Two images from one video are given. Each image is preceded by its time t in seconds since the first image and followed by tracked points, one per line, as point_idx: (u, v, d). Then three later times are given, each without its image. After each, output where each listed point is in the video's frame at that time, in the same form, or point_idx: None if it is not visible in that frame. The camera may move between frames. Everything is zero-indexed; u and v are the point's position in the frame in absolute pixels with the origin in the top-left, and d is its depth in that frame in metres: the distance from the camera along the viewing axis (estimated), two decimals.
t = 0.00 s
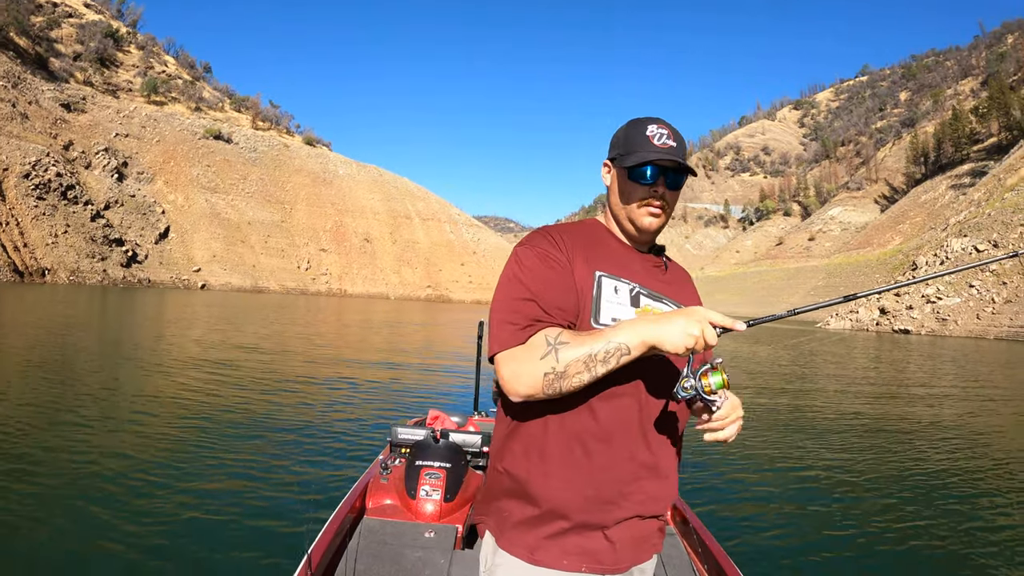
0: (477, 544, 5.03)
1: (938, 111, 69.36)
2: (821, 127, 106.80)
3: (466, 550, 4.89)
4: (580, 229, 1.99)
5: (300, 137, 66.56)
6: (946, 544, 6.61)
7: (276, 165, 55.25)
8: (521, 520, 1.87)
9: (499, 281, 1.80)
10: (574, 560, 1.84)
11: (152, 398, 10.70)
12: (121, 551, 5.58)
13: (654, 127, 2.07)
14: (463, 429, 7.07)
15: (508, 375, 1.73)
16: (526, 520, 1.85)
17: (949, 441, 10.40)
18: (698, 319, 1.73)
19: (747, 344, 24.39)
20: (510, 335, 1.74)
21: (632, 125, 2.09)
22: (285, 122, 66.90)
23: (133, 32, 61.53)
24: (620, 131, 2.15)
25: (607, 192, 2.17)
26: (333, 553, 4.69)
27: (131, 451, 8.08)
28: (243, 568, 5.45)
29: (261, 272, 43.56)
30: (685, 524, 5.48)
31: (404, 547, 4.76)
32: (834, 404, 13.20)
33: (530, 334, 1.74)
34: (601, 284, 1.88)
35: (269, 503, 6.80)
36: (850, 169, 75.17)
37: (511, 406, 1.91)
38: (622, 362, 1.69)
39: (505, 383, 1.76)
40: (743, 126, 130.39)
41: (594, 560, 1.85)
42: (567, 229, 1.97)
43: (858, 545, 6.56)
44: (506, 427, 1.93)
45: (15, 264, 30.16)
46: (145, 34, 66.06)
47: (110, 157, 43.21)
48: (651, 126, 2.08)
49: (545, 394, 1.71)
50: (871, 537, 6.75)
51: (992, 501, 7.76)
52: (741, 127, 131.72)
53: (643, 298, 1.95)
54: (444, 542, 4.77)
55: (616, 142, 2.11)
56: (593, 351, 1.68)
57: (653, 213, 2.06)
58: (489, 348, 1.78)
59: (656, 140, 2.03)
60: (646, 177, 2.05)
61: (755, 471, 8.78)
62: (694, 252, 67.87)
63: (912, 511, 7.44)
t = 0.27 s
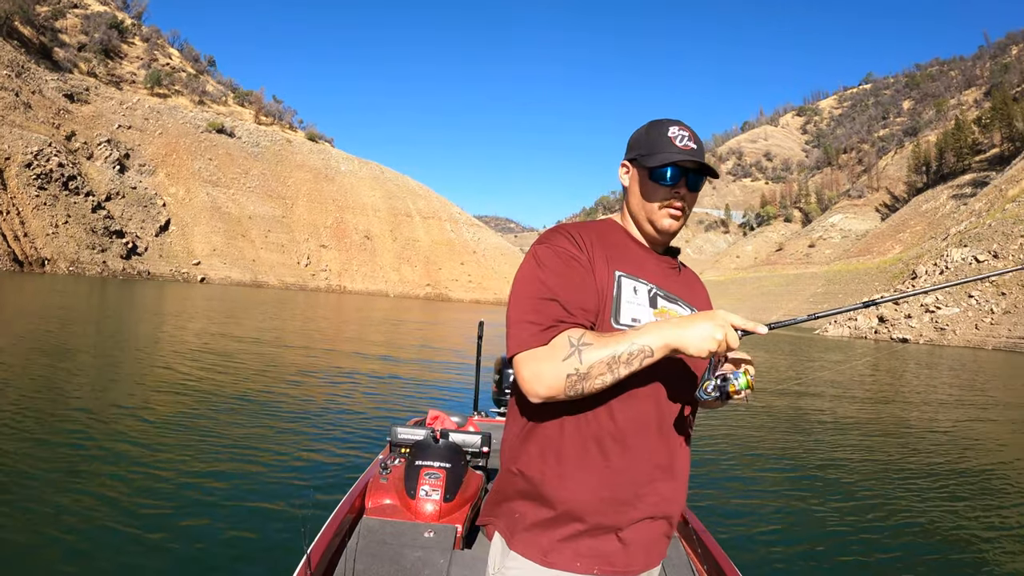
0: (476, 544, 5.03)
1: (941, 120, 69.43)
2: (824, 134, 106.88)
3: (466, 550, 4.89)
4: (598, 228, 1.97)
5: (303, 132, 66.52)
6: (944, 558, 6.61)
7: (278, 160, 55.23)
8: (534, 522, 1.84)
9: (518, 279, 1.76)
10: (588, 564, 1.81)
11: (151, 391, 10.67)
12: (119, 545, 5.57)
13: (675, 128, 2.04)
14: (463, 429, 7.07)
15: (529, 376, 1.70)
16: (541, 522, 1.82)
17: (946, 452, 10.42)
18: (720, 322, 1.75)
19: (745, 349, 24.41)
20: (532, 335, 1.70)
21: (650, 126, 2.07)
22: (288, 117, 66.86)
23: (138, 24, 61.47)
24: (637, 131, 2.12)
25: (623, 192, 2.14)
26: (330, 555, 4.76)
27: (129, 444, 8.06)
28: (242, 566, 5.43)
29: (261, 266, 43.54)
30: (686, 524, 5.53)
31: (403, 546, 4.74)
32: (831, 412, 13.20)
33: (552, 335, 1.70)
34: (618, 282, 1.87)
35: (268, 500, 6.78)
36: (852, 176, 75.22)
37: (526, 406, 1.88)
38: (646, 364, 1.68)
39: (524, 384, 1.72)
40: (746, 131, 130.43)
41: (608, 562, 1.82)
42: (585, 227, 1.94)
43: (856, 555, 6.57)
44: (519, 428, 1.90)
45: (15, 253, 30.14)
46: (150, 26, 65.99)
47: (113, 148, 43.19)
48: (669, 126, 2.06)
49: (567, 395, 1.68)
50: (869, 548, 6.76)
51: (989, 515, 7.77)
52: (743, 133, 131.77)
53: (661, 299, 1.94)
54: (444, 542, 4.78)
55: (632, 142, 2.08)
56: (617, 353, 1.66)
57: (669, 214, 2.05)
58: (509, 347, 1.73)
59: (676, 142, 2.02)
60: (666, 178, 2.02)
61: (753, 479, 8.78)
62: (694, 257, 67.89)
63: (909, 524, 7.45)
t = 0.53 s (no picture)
0: (476, 544, 5.03)
1: (940, 120, 69.52)
2: (822, 134, 106.97)
3: (466, 550, 4.89)
4: (599, 228, 1.97)
5: (301, 133, 66.49)
6: (944, 553, 6.61)
7: (277, 161, 55.21)
8: (533, 525, 1.83)
9: (520, 278, 1.75)
10: (587, 566, 1.80)
11: (149, 392, 10.65)
12: (119, 547, 5.55)
13: (676, 124, 2.04)
14: (463, 430, 7.07)
15: (533, 378, 1.69)
16: (541, 524, 1.82)
17: (946, 450, 10.40)
18: (724, 327, 1.77)
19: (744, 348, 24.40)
20: (536, 337, 1.69)
21: (651, 122, 2.07)
22: (287, 118, 66.84)
23: (137, 24, 61.43)
24: (634, 128, 2.13)
25: (623, 189, 2.13)
26: (331, 555, 4.75)
27: (128, 445, 8.04)
28: (242, 566, 5.41)
29: (260, 267, 43.52)
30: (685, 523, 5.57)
31: (404, 547, 4.74)
32: (830, 412, 13.19)
33: (557, 336, 1.70)
34: (621, 283, 1.87)
35: (267, 501, 6.76)
36: (850, 176, 75.27)
37: (527, 407, 1.87)
38: (650, 366, 1.69)
39: (528, 385, 1.71)
40: (745, 131, 130.56)
41: (608, 565, 1.81)
42: (587, 226, 1.94)
43: (857, 552, 6.56)
44: (519, 430, 1.89)
45: (14, 254, 30.14)
46: (148, 27, 65.94)
47: (111, 149, 43.18)
48: (672, 125, 2.06)
49: (572, 397, 1.68)
50: (869, 544, 6.76)
51: (988, 510, 7.76)
52: (742, 133, 131.87)
53: (662, 299, 1.95)
54: (444, 542, 4.77)
55: (631, 138, 2.08)
56: (624, 355, 1.67)
57: (670, 213, 2.05)
58: (510, 349, 1.72)
59: (680, 137, 2.01)
60: (667, 175, 2.03)
61: (753, 477, 8.78)
62: (693, 257, 67.93)
63: (909, 519, 7.43)
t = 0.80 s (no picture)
0: (476, 544, 5.03)
1: (936, 114, 69.55)
2: (819, 128, 106.97)
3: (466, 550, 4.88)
4: (594, 226, 1.97)
5: (298, 135, 66.43)
6: (946, 549, 6.59)
7: (274, 164, 55.16)
8: (533, 527, 1.82)
9: (516, 278, 1.74)
10: (588, 569, 1.80)
11: (149, 397, 10.64)
12: (120, 552, 5.54)
13: (668, 122, 2.04)
14: (463, 430, 7.07)
15: (533, 381, 1.67)
16: (540, 529, 1.81)
17: (947, 444, 10.41)
18: (724, 327, 1.77)
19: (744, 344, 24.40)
20: (535, 339, 1.68)
21: (643, 120, 2.06)
22: (283, 120, 66.79)
23: (132, 29, 61.32)
24: (626, 125, 2.12)
25: (617, 190, 2.13)
26: (331, 556, 4.73)
27: (127, 450, 8.03)
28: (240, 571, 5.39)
29: (258, 270, 43.48)
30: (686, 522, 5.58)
31: (404, 547, 4.74)
32: (831, 407, 13.19)
33: (556, 337, 1.69)
34: (617, 282, 1.87)
35: (268, 504, 6.76)
36: (847, 171, 75.29)
37: (525, 410, 1.86)
38: (651, 366, 1.69)
39: (527, 388, 1.69)
40: (741, 127, 130.62)
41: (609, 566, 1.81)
42: (582, 225, 1.93)
43: (859, 549, 6.55)
44: (517, 434, 1.88)
45: (13, 261, 30.15)
46: (144, 32, 65.88)
47: (108, 155, 43.15)
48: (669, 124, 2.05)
49: (572, 400, 1.67)
50: (870, 541, 6.75)
51: (987, 504, 7.78)
52: (739, 129, 131.91)
53: (657, 297, 1.96)
54: (445, 542, 4.78)
55: (623, 136, 2.07)
56: (624, 356, 1.66)
57: (665, 212, 2.05)
58: (509, 352, 1.71)
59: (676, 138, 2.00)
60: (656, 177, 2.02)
61: (753, 473, 8.78)
62: (691, 254, 67.93)
63: (908, 515, 7.43)
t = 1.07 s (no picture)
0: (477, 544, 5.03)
1: (933, 109, 69.65)
2: (816, 124, 107.05)
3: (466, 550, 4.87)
4: (591, 225, 1.96)
5: (295, 138, 66.40)
6: (946, 543, 6.59)
7: (271, 166, 55.11)
8: (533, 528, 1.82)
9: (514, 276, 1.74)
10: (589, 568, 1.79)
11: (149, 401, 10.65)
12: (120, 555, 5.54)
13: (666, 122, 2.04)
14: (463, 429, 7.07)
15: (531, 381, 1.66)
16: (540, 529, 1.81)
17: (947, 437, 10.43)
18: (725, 323, 1.77)
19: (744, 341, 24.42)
20: (534, 337, 1.67)
21: (641, 119, 2.05)
22: (280, 123, 66.75)
23: (127, 33, 61.22)
24: (623, 124, 2.11)
25: (614, 189, 2.13)
26: (332, 555, 4.73)
27: (128, 454, 8.03)
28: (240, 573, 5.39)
29: (257, 273, 43.47)
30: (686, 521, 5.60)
31: (404, 548, 4.73)
32: (830, 401, 13.20)
33: (556, 335, 1.68)
34: (615, 281, 1.88)
35: (268, 506, 6.76)
36: (845, 166, 75.38)
37: (524, 409, 1.85)
38: (650, 364, 1.69)
39: (525, 388, 1.69)
40: (738, 124, 130.72)
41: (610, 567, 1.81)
42: (579, 224, 1.93)
43: (859, 544, 6.55)
44: (517, 435, 1.87)
45: (11, 267, 30.14)
46: (139, 36, 65.78)
47: (105, 159, 43.09)
48: (665, 126, 2.05)
49: (571, 399, 1.66)
50: (870, 535, 6.75)
51: (986, 497, 7.79)
52: (735, 126, 132.02)
53: (655, 295, 1.96)
54: (445, 542, 4.78)
55: (619, 135, 2.07)
56: (623, 355, 1.66)
57: (661, 212, 2.04)
58: (507, 351, 1.70)
59: (671, 139, 2.00)
60: (654, 177, 2.02)
61: (753, 469, 8.77)
62: (690, 251, 68.00)
63: (907, 509, 7.44)
